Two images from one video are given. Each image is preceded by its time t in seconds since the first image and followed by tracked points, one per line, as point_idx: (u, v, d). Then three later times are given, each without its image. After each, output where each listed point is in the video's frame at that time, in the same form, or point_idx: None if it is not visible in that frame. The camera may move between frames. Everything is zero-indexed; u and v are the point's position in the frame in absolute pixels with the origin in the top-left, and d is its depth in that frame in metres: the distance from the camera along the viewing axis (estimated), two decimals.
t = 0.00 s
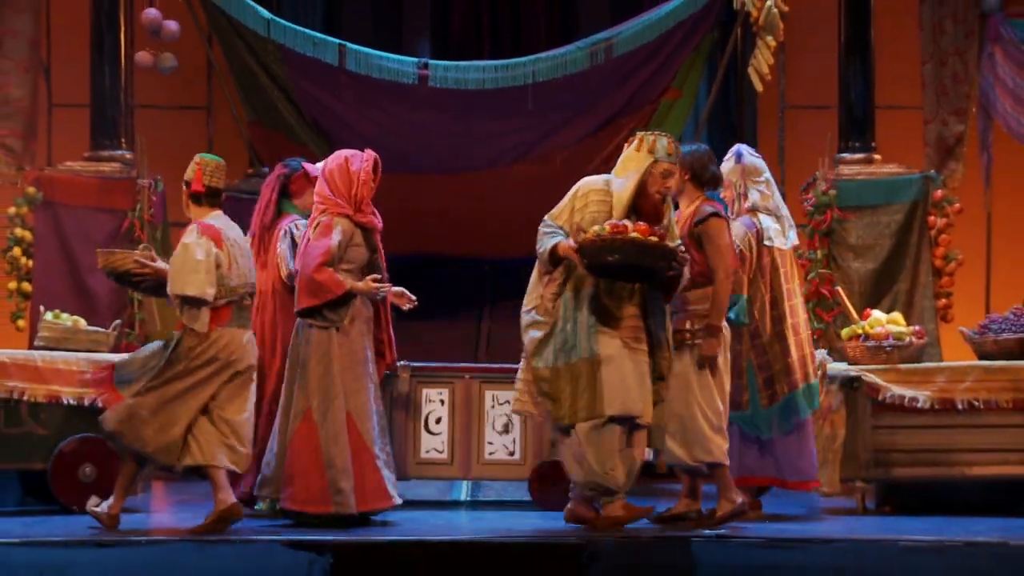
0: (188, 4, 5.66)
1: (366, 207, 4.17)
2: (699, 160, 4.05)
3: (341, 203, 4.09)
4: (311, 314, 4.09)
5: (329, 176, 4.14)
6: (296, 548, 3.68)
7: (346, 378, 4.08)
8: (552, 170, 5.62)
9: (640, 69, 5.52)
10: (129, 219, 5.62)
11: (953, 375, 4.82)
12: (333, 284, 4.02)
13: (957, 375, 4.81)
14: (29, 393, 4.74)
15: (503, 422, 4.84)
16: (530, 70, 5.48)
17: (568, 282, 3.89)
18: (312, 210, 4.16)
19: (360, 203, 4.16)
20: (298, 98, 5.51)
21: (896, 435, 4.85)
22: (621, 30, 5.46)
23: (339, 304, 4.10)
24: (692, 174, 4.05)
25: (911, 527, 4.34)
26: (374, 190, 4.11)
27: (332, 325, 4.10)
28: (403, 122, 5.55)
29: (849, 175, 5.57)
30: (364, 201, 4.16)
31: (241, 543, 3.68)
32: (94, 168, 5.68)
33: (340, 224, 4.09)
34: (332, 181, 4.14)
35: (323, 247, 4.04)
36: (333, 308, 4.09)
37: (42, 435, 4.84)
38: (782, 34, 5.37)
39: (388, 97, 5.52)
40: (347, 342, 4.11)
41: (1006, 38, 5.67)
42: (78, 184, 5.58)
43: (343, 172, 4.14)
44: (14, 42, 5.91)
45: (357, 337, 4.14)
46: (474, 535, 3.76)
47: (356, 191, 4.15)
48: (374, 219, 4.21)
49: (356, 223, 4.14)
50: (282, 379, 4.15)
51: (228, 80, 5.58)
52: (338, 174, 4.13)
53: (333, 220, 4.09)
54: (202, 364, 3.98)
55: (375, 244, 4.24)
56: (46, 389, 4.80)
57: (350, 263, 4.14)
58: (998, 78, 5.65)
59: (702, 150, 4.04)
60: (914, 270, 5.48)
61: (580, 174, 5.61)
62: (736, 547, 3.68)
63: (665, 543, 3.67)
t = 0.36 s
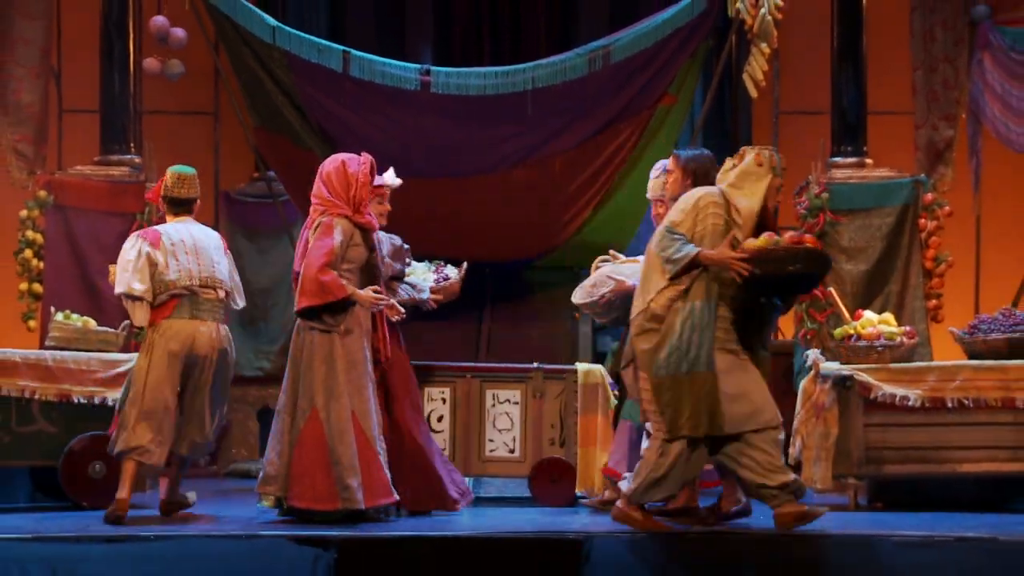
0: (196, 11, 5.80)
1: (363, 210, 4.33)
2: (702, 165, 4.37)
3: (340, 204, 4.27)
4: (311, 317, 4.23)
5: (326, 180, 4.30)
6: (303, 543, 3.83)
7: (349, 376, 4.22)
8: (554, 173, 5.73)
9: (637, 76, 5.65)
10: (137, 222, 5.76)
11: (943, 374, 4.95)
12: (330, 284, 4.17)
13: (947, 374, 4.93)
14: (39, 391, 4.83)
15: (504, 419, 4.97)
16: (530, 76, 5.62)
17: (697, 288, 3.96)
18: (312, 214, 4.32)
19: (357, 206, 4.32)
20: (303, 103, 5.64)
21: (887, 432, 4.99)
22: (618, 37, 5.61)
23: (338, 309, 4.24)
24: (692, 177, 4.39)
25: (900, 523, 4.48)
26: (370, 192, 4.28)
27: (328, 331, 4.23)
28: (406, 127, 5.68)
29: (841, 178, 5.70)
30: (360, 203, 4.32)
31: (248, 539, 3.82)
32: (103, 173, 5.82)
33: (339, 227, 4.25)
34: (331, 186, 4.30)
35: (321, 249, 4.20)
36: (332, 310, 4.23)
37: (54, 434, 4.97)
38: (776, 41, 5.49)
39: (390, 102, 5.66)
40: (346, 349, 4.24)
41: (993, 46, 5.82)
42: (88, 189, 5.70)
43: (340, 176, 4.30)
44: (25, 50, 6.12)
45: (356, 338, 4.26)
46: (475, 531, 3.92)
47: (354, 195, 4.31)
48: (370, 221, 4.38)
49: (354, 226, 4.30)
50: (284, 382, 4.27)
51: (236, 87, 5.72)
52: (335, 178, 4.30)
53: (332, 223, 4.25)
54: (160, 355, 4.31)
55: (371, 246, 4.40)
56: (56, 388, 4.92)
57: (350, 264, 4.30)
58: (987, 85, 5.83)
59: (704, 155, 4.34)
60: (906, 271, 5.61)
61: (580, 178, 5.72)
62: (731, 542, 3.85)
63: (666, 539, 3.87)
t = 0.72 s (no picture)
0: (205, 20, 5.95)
1: (352, 216, 4.26)
2: (716, 168, 4.19)
3: (330, 209, 4.19)
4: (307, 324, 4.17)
5: (314, 185, 4.22)
6: (309, 538, 3.78)
7: (338, 376, 4.16)
8: (555, 177, 5.88)
9: (635, 82, 5.78)
10: (148, 225, 5.86)
11: (932, 374, 5.09)
12: (327, 294, 4.10)
13: (936, 373, 5.07)
14: (52, 389, 4.94)
15: (505, 417, 5.12)
16: (530, 83, 5.78)
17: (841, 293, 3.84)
18: (302, 219, 4.23)
19: (346, 210, 4.25)
20: (309, 108, 5.79)
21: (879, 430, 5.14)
22: (616, 45, 5.76)
23: (331, 319, 4.17)
24: (704, 181, 4.21)
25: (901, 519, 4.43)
26: (360, 197, 4.20)
27: (314, 342, 4.17)
28: (409, 132, 5.83)
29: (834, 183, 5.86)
30: (349, 208, 4.25)
31: (255, 533, 3.77)
32: (114, 177, 5.92)
33: (330, 235, 4.17)
34: (319, 191, 4.22)
35: (313, 257, 4.13)
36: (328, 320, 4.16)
37: (66, 431, 5.07)
38: (770, 48, 5.62)
39: (394, 108, 5.80)
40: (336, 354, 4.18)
41: (981, 54, 5.90)
42: (100, 192, 5.82)
43: (328, 182, 4.22)
44: (38, 57, 6.13)
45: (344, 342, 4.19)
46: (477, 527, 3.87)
47: (344, 200, 4.24)
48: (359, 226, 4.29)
49: (344, 231, 4.22)
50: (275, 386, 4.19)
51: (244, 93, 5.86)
52: (323, 183, 4.21)
53: (323, 229, 4.17)
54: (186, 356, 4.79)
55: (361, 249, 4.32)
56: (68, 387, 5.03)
57: (342, 268, 4.23)
58: (976, 91, 5.94)
59: (718, 160, 4.18)
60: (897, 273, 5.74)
61: (581, 183, 5.89)
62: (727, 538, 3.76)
63: (661, 534, 3.77)
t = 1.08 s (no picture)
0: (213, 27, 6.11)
1: (322, 221, 4.14)
2: (730, 168, 4.12)
3: (297, 214, 4.09)
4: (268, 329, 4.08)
5: (285, 190, 4.12)
6: (314, 533, 3.86)
7: (316, 372, 4.07)
8: (555, 179, 6.02)
9: (631, 87, 5.93)
10: (158, 227, 6.01)
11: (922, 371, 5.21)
12: (290, 301, 4.01)
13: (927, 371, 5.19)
14: (64, 388, 5.04)
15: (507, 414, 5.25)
16: (530, 88, 5.88)
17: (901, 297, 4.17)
18: (271, 223, 4.14)
19: (315, 215, 4.14)
20: (315, 113, 5.94)
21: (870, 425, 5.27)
22: (615, 50, 5.88)
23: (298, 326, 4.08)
24: (719, 181, 4.14)
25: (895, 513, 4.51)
26: (329, 203, 4.08)
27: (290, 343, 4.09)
28: (412, 136, 5.98)
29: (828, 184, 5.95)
30: (319, 213, 4.14)
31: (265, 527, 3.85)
32: (124, 179, 6.04)
33: (297, 241, 4.07)
34: (289, 196, 4.11)
35: (280, 263, 4.04)
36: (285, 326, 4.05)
37: (76, 428, 5.13)
38: (766, 54, 5.65)
39: (397, 113, 5.95)
40: (308, 353, 4.08)
41: (971, 59, 6.01)
42: (111, 194, 5.95)
43: (299, 187, 4.11)
44: (50, 63, 6.34)
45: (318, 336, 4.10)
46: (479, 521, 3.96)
47: (313, 205, 4.13)
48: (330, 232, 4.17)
49: (313, 237, 4.12)
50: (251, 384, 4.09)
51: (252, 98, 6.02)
52: (294, 189, 4.11)
53: (291, 236, 4.07)
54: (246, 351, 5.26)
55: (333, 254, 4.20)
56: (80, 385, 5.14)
57: (311, 272, 4.13)
58: (965, 95, 6.02)
59: (732, 159, 4.11)
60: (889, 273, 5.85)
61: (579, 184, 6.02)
62: (723, 532, 3.83)
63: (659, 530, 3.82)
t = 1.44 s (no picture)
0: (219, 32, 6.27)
1: (283, 227, 4.46)
2: (734, 172, 4.34)
3: (260, 222, 4.38)
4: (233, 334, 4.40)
5: (246, 196, 4.43)
6: (314, 526, 4.03)
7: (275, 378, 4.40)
8: (552, 181, 6.16)
9: (627, 92, 6.08)
10: (164, 228, 6.16)
11: (911, 370, 5.34)
12: (254, 305, 4.31)
13: (916, 369, 5.32)
14: (74, 385, 5.18)
15: (506, 411, 5.35)
16: (528, 92, 6.06)
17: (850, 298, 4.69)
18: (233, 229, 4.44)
19: (276, 222, 4.45)
20: (318, 117, 6.09)
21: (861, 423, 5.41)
22: (611, 55, 6.06)
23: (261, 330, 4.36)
24: (724, 185, 4.36)
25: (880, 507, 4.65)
26: (289, 209, 4.40)
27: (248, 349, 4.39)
28: (412, 139, 6.12)
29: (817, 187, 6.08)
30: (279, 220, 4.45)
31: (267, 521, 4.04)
32: (131, 182, 6.19)
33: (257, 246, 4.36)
34: (251, 202, 4.42)
35: (245, 266, 4.34)
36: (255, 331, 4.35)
37: (87, 424, 5.31)
38: (758, 60, 6.00)
39: (398, 117, 6.09)
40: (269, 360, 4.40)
41: (959, 65, 6.16)
42: (118, 196, 6.10)
43: (259, 194, 4.42)
44: (59, 68, 6.48)
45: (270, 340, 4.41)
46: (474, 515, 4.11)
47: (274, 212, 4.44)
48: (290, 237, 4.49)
49: (274, 241, 4.42)
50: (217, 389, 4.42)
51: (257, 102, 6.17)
52: (255, 195, 4.42)
53: (252, 241, 4.36)
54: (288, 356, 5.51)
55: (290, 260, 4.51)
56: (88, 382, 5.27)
57: (271, 275, 4.43)
58: (952, 100, 6.18)
59: (737, 163, 4.33)
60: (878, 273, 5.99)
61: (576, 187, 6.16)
62: (716, 526, 4.01)
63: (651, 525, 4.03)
